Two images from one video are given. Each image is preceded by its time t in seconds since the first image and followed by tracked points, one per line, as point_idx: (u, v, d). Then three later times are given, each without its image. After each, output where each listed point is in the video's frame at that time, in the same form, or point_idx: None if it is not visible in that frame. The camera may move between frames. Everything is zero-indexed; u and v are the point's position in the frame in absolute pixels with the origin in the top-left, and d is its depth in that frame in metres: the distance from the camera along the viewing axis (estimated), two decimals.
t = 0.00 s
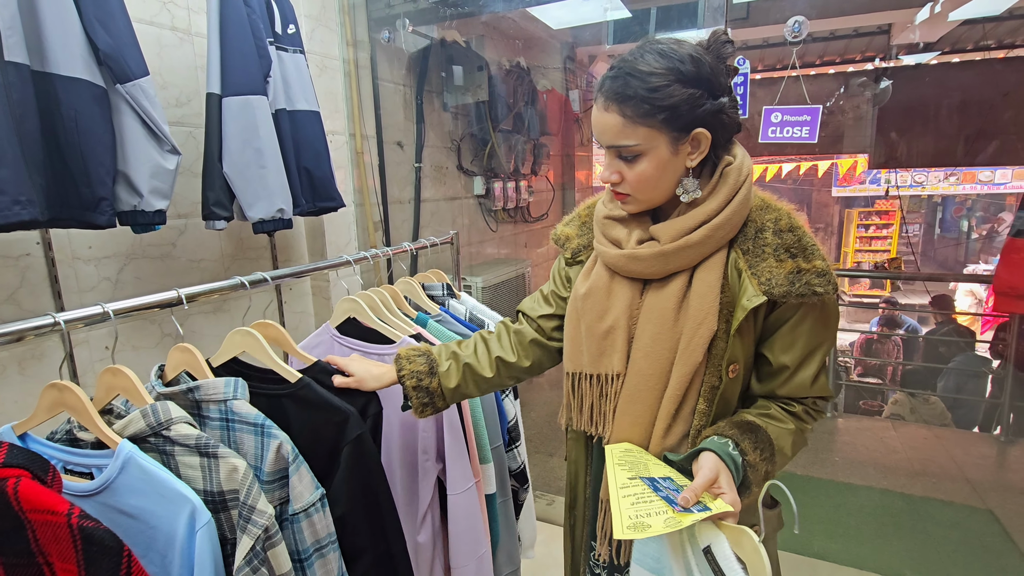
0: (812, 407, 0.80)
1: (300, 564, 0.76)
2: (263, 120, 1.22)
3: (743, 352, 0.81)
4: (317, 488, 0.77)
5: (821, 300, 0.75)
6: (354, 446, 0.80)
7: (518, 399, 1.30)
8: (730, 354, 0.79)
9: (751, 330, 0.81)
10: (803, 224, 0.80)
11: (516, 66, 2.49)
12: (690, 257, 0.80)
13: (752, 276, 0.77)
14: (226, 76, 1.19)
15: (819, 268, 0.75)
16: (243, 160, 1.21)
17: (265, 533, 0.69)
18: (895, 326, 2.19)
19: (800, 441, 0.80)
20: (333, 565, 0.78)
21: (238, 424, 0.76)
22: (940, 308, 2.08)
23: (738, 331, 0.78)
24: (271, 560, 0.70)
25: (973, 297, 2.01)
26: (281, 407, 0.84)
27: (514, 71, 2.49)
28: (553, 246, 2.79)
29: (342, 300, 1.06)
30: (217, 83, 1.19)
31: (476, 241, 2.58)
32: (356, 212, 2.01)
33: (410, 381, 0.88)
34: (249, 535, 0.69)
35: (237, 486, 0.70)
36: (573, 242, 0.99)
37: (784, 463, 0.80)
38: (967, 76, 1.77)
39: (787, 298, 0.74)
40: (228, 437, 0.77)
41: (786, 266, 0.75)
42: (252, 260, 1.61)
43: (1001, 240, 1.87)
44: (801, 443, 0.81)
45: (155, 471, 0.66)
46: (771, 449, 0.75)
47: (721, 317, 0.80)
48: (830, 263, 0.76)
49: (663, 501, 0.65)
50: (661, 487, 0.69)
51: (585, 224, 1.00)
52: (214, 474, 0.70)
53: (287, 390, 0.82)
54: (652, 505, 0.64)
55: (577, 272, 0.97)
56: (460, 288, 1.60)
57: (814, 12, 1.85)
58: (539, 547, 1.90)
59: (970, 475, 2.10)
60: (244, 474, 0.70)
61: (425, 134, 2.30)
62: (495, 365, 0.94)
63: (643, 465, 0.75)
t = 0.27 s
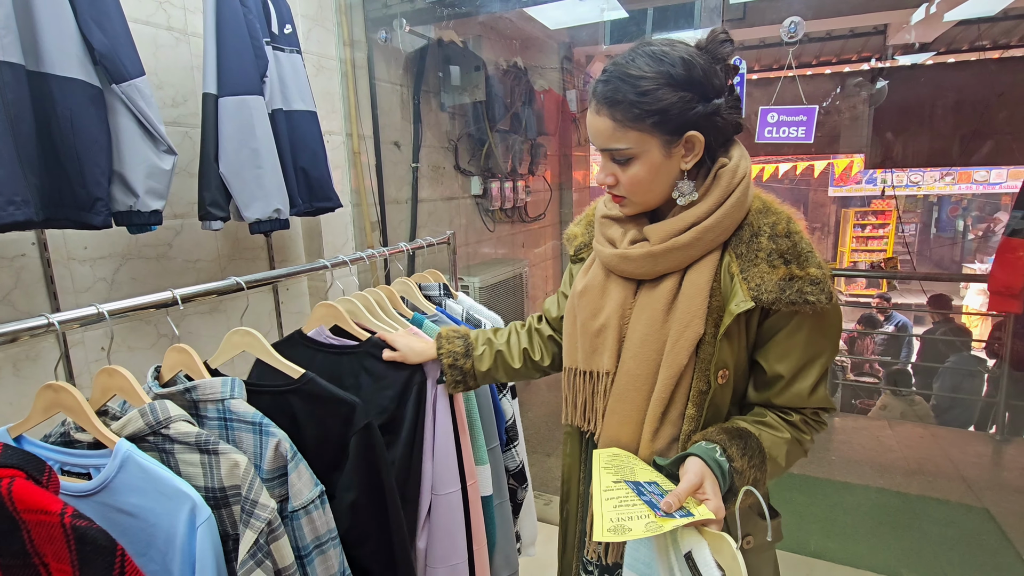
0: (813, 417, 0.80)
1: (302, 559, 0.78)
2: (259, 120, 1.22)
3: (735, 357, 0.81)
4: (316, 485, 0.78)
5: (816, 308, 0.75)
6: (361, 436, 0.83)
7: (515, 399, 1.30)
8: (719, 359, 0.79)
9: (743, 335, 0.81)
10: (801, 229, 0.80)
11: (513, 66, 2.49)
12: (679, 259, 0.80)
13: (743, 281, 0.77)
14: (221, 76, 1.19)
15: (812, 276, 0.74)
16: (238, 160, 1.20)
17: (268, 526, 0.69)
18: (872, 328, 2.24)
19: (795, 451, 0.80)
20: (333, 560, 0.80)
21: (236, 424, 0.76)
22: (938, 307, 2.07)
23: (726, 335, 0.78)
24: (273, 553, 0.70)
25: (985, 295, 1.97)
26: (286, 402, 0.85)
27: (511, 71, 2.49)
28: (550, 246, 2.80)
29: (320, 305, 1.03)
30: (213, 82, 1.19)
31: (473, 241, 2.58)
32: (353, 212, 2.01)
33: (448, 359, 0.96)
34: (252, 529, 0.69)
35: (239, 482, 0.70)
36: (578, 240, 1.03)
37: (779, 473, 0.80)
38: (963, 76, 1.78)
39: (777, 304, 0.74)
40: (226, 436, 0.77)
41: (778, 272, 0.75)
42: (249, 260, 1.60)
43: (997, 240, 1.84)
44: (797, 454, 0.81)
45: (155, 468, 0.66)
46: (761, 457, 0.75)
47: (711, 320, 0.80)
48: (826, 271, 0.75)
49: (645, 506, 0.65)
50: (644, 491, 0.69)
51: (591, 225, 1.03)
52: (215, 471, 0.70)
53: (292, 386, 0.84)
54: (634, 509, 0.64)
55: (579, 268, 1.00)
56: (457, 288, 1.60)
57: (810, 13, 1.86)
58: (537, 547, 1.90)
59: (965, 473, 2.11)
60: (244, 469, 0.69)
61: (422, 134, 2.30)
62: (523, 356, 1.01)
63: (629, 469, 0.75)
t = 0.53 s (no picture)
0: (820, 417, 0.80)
1: (304, 558, 0.78)
2: (256, 120, 1.22)
3: (741, 357, 0.81)
4: (319, 484, 0.78)
5: (823, 306, 0.74)
6: (368, 429, 0.83)
7: (512, 401, 1.31)
8: (726, 358, 0.79)
9: (750, 334, 0.81)
10: (807, 227, 0.79)
11: (511, 67, 2.49)
12: (685, 257, 0.80)
13: (749, 279, 0.77)
14: (220, 75, 1.19)
15: (820, 273, 0.74)
16: (236, 160, 1.20)
17: (269, 527, 0.68)
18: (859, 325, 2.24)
19: (803, 452, 0.80)
20: (335, 560, 0.80)
21: (237, 423, 0.76)
22: (938, 307, 2.06)
23: (733, 334, 0.78)
24: (275, 553, 0.70)
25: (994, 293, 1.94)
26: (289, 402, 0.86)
27: (510, 72, 2.49)
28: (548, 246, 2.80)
29: (331, 301, 1.04)
30: (211, 81, 1.18)
31: (472, 241, 2.58)
32: (351, 212, 2.01)
33: (459, 345, 0.93)
34: (254, 530, 0.68)
35: (240, 482, 0.69)
36: (579, 240, 1.02)
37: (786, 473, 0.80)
38: (959, 77, 1.78)
39: (784, 301, 0.74)
40: (227, 436, 0.77)
41: (785, 269, 0.75)
42: (247, 260, 1.60)
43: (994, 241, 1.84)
44: (805, 454, 0.81)
45: (156, 468, 0.65)
46: (768, 456, 0.75)
47: (717, 319, 0.80)
48: (833, 267, 0.75)
49: (652, 506, 0.65)
50: (651, 491, 0.69)
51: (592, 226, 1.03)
52: (216, 471, 0.70)
53: (296, 383, 0.85)
54: (641, 509, 0.64)
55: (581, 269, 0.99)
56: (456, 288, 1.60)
57: (808, 13, 1.86)
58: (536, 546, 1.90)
59: (963, 473, 2.12)
60: (246, 470, 0.69)
61: (421, 134, 2.29)
62: (534, 357, 0.97)
63: (635, 469, 0.75)
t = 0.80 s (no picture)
0: (831, 413, 0.80)
1: (302, 557, 0.78)
2: (256, 120, 1.22)
3: (754, 355, 0.81)
4: (315, 483, 0.78)
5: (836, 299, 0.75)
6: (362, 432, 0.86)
7: (508, 402, 1.31)
8: (742, 357, 0.78)
9: (762, 331, 0.81)
10: (815, 222, 0.80)
11: (511, 67, 2.49)
12: (699, 257, 0.80)
13: (763, 276, 0.77)
14: (221, 75, 1.19)
15: (832, 266, 0.74)
16: (235, 160, 1.20)
17: (266, 526, 0.68)
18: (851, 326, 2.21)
19: (815, 448, 0.80)
20: (333, 557, 0.80)
21: (234, 423, 0.76)
22: (939, 308, 2.06)
23: (749, 333, 0.78)
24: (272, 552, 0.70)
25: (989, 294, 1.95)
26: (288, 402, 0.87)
27: (509, 72, 2.49)
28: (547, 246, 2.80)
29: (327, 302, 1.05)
30: (211, 81, 1.18)
31: (471, 241, 2.58)
32: (350, 212, 2.01)
33: (388, 381, 0.86)
34: (250, 529, 0.68)
35: (236, 481, 0.69)
36: (578, 244, 0.97)
37: (798, 468, 0.80)
38: (957, 78, 1.79)
39: (800, 298, 0.74)
40: (223, 437, 0.77)
41: (798, 265, 0.75)
42: (246, 261, 1.60)
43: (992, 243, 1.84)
44: (817, 450, 0.81)
45: (151, 468, 0.65)
46: (782, 452, 0.76)
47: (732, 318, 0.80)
48: (844, 261, 0.75)
49: (664, 499, 0.65)
50: (663, 486, 0.69)
51: (590, 226, 0.98)
52: (212, 470, 0.70)
53: (291, 383, 0.86)
54: (652, 502, 0.65)
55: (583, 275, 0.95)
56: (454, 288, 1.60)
57: (807, 14, 1.87)
58: (535, 547, 1.90)
59: (962, 473, 2.12)
60: (242, 469, 0.69)
61: (420, 134, 2.29)
62: (479, 358, 0.93)
63: (646, 465, 0.75)
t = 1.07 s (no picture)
0: (829, 420, 0.80)
1: (299, 557, 0.79)
2: (257, 120, 1.22)
3: (750, 361, 0.81)
4: (315, 484, 0.79)
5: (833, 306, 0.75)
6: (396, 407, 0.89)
7: (508, 402, 1.31)
8: (736, 363, 0.79)
9: (759, 337, 0.81)
10: (815, 227, 0.80)
11: (511, 67, 2.49)
12: (693, 260, 0.81)
13: (759, 281, 0.78)
14: (222, 75, 1.19)
15: (830, 273, 0.74)
16: (236, 161, 1.20)
17: (264, 528, 0.69)
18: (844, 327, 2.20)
19: (813, 456, 0.80)
20: (329, 558, 0.80)
21: (234, 423, 0.76)
22: (938, 309, 2.05)
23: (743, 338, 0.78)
24: (270, 554, 0.70)
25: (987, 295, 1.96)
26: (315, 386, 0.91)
27: (508, 73, 2.49)
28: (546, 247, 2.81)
29: (326, 303, 1.05)
30: (211, 81, 1.18)
31: (470, 242, 2.58)
32: (349, 212, 2.01)
33: (417, 368, 0.92)
34: (249, 531, 0.68)
35: (236, 484, 0.69)
36: (580, 244, 1.00)
37: (794, 477, 0.80)
38: (957, 79, 1.80)
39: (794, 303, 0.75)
40: (223, 436, 0.77)
41: (795, 270, 0.75)
42: (245, 260, 1.60)
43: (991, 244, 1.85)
44: (814, 458, 0.81)
45: (151, 470, 0.65)
46: (776, 461, 0.75)
47: (727, 322, 0.80)
48: (842, 267, 0.75)
49: (655, 510, 0.65)
50: (655, 495, 0.70)
51: (592, 227, 1.01)
52: (212, 471, 0.70)
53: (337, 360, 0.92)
54: (643, 513, 0.65)
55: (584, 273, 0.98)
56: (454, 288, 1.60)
57: (806, 15, 1.88)
58: (534, 547, 1.90)
59: (960, 474, 2.13)
60: (242, 471, 0.69)
61: (419, 134, 2.30)
62: (497, 355, 0.98)
63: (640, 473, 0.76)
